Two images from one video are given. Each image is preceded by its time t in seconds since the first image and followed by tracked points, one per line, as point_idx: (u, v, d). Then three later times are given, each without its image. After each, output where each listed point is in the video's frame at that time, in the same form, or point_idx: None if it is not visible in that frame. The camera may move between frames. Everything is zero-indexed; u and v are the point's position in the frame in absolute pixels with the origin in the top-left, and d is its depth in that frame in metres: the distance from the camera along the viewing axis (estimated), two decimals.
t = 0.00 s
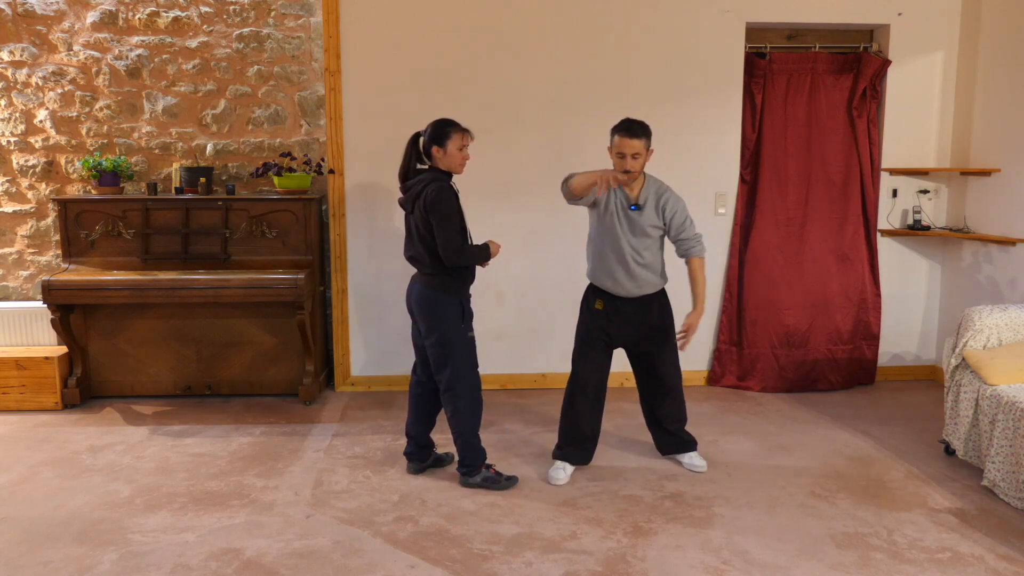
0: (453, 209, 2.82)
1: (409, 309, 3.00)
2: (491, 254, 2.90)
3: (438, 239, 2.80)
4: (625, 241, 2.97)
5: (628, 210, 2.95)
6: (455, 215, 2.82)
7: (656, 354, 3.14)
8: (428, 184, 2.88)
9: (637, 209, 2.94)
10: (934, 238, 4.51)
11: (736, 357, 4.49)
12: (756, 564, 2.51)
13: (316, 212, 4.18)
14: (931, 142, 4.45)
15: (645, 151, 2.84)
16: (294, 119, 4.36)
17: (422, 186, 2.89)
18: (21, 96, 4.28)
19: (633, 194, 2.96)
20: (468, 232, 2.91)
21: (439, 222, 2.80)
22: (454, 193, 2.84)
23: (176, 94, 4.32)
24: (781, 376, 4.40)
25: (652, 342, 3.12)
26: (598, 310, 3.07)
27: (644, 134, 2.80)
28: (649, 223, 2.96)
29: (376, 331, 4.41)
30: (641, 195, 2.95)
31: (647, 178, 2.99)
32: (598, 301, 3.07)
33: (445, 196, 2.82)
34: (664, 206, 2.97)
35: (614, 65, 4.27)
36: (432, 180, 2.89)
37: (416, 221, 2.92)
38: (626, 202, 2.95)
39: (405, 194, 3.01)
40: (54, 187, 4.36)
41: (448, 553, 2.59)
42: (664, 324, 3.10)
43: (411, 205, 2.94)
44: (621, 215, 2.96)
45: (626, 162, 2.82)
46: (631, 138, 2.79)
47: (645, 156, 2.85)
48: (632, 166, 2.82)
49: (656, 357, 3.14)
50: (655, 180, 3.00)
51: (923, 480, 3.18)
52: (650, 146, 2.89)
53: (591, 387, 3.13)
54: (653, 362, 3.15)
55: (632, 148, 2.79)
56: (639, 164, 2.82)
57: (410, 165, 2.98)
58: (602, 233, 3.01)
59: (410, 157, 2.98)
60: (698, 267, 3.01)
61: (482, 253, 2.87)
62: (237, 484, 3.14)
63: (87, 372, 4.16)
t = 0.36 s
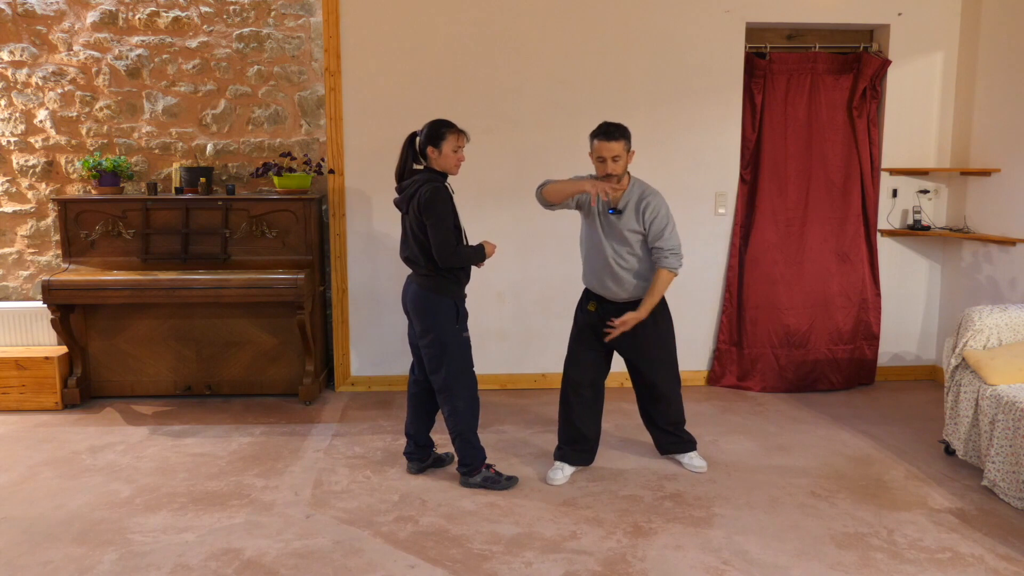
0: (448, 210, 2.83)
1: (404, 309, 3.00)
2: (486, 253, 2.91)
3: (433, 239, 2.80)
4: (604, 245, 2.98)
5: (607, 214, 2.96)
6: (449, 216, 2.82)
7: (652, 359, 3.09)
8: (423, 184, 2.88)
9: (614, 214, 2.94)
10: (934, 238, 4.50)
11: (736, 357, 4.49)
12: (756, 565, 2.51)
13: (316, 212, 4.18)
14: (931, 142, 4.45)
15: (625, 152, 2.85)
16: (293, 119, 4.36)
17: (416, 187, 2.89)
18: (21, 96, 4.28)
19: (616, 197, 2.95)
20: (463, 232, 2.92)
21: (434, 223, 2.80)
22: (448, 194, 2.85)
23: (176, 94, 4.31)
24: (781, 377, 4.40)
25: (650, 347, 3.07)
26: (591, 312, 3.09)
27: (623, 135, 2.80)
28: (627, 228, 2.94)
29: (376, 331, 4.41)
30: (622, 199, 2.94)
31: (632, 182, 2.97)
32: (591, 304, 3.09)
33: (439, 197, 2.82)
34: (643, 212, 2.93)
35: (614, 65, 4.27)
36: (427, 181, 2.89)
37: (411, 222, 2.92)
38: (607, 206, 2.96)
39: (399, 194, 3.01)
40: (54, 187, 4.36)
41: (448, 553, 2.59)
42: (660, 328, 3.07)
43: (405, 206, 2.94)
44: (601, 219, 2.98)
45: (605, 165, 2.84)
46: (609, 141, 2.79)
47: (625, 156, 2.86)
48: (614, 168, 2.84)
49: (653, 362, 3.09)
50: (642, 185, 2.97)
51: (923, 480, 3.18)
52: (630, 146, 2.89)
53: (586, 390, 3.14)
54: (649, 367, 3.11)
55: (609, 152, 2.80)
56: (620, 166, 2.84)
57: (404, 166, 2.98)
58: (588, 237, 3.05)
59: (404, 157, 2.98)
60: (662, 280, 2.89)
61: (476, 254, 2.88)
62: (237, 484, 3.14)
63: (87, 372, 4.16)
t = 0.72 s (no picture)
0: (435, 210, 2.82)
1: (394, 310, 2.99)
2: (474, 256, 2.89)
3: (420, 240, 2.80)
4: (594, 248, 3.00)
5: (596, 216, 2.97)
6: (436, 218, 2.82)
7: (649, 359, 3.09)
8: (411, 185, 2.88)
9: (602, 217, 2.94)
10: (934, 238, 4.51)
11: (736, 357, 4.49)
12: (756, 565, 2.51)
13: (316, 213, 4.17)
14: (931, 142, 4.45)
15: (614, 156, 2.86)
16: (293, 119, 4.36)
17: (405, 187, 2.89)
18: (21, 96, 4.28)
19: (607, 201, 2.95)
20: (450, 233, 2.91)
21: (421, 222, 2.80)
22: (436, 194, 2.84)
23: (176, 94, 4.31)
24: (781, 377, 4.41)
25: (647, 347, 3.07)
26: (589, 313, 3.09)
27: (610, 139, 2.82)
28: (615, 232, 2.94)
29: (376, 331, 4.41)
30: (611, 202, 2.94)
31: (624, 185, 2.96)
32: (588, 306, 3.09)
33: (427, 197, 2.82)
34: (631, 216, 2.92)
35: (615, 64, 4.27)
36: (416, 181, 2.89)
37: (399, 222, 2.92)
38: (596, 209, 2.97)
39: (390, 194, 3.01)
40: (54, 187, 4.36)
41: (448, 553, 2.59)
42: (657, 328, 3.07)
43: (394, 206, 2.94)
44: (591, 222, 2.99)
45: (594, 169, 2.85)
46: (596, 144, 2.81)
47: (614, 161, 2.87)
48: (602, 172, 2.85)
49: (651, 362, 3.10)
50: (633, 187, 2.95)
51: (923, 480, 3.18)
52: (620, 151, 2.91)
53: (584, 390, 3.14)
54: (648, 368, 3.11)
55: (596, 155, 2.81)
56: (608, 170, 2.84)
57: (395, 166, 2.98)
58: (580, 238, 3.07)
59: (395, 157, 2.98)
60: (642, 285, 2.90)
61: (464, 255, 2.87)
62: (237, 484, 3.14)
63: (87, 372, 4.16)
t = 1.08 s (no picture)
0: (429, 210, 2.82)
1: (388, 310, 2.99)
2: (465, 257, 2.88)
3: (414, 239, 2.80)
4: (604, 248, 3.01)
5: (605, 215, 2.98)
6: (430, 217, 2.81)
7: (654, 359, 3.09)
8: (404, 184, 2.87)
9: (610, 214, 2.96)
10: (934, 238, 4.51)
11: (736, 357, 4.49)
12: (756, 565, 2.51)
13: (316, 213, 4.17)
14: (931, 142, 4.45)
15: (610, 154, 2.87)
16: (293, 119, 4.36)
17: (397, 187, 2.88)
18: (21, 96, 4.28)
19: (610, 199, 2.97)
20: (444, 233, 2.91)
21: (416, 222, 2.79)
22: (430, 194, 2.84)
23: (176, 94, 4.31)
24: (781, 377, 4.40)
25: (651, 346, 3.07)
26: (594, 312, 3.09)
27: (605, 136, 2.84)
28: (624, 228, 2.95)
29: (376, 331, 4.41)
30: (618, 200, 2.96)
31: (630, 181, 2.97)
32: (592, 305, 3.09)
33: (421, 197, 2.81)
34: (639, 211, 2.92)
35: (615, 64, 4.26)
36: (410, 181, 2.88)
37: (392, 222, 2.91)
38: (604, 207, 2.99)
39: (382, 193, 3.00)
40: (54, 187, 4.36)
41: (448, 553, 2.59)
42: (662, 327, 3.07)
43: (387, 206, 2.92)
44: (598, 221, 3.00)
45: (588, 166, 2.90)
46: (590, 140, 2.86)
47: (609, 159, 2.87)
48: (594, 168, 2.87)
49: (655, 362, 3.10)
50: (639, 183, 2.97)
51: (923, 480, 3.18)
52: (622, 151, 2.90)
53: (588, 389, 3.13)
54: (652, 368, 3.11)
55: (587, 149, 2.85)
56: (599, 166, 2.86)
57: (388, 166, 2.96)
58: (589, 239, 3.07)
59: (388, 157, 2.97)
60: (656, 273, 2.85)
61: (456, 257, 2.87)
62: (237, 484, 3.14)
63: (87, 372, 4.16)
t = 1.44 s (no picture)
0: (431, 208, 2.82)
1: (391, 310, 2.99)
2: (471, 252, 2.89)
3: (418, 238, 2.79)
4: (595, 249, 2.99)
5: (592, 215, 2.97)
6: (432, 215, 2.81)
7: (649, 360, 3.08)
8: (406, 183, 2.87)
9: (598, 215, 2.95)
10: (934, 238, 4.51)
11: (736, 357, 4.49)
12: (756, 565, 2.51)
13: (316, 213, 4.17)
14: (931, 142, 4.45)
15: (594, 153, 2.89)
16: (293, 119, 4.36)
17: (399, 186, 2.87)
18: (21, 96, 4.28)
19: (598, 199, 2.97)
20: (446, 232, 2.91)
21: (419, 221, 2.79)
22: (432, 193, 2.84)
23: (176, 94, 4.31)
24: (781, 377, 4.40)
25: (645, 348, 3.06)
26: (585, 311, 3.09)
27: (587, 134, 2.88)
28: (615, 226, 2.94)
29: (376, 330, 4.41)
30: (605, 199, 2.95)
31: (616, 180, 2.98)
32: (586, 304, 3.09)
33: (423, 196, 2.81)
34: (627, 208, 2.92)
35: (615, 64, 4.26)
36: (411, 181, 2.88)
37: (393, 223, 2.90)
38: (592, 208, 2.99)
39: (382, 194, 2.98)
40: (54, 187, 4.36)
41: (448, 553, 2.59)
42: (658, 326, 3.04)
43: (388, 206, 2.91)
44: (587, 222, 2.99)
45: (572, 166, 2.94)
46: (573, 138, 2.91)
47: (591, 158, 2.89)
48: (575, 167, 2.91)
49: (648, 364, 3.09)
50: (625, 182, 2.97)
51: (923, 480, 3.18)
52: (607, 151, 2.92)
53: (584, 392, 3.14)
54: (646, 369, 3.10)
55: (570, 147, 2.90)
56: (582, 163, 2.88)
57: (387, 166, 2.95)
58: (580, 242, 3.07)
59: (386, 157, 2.96)
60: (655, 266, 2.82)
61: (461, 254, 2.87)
62: (238, 484, 3.14)
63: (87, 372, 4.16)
